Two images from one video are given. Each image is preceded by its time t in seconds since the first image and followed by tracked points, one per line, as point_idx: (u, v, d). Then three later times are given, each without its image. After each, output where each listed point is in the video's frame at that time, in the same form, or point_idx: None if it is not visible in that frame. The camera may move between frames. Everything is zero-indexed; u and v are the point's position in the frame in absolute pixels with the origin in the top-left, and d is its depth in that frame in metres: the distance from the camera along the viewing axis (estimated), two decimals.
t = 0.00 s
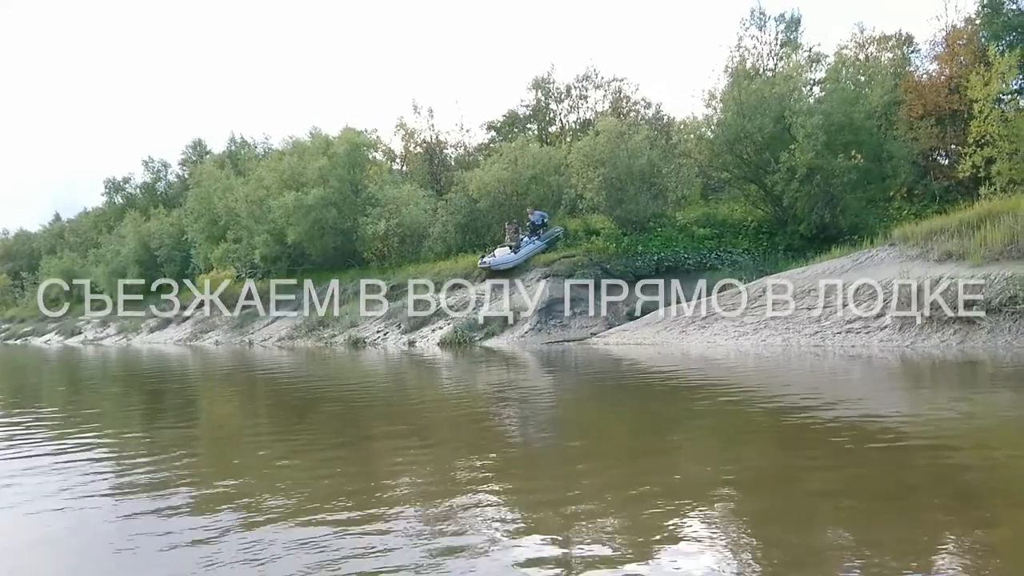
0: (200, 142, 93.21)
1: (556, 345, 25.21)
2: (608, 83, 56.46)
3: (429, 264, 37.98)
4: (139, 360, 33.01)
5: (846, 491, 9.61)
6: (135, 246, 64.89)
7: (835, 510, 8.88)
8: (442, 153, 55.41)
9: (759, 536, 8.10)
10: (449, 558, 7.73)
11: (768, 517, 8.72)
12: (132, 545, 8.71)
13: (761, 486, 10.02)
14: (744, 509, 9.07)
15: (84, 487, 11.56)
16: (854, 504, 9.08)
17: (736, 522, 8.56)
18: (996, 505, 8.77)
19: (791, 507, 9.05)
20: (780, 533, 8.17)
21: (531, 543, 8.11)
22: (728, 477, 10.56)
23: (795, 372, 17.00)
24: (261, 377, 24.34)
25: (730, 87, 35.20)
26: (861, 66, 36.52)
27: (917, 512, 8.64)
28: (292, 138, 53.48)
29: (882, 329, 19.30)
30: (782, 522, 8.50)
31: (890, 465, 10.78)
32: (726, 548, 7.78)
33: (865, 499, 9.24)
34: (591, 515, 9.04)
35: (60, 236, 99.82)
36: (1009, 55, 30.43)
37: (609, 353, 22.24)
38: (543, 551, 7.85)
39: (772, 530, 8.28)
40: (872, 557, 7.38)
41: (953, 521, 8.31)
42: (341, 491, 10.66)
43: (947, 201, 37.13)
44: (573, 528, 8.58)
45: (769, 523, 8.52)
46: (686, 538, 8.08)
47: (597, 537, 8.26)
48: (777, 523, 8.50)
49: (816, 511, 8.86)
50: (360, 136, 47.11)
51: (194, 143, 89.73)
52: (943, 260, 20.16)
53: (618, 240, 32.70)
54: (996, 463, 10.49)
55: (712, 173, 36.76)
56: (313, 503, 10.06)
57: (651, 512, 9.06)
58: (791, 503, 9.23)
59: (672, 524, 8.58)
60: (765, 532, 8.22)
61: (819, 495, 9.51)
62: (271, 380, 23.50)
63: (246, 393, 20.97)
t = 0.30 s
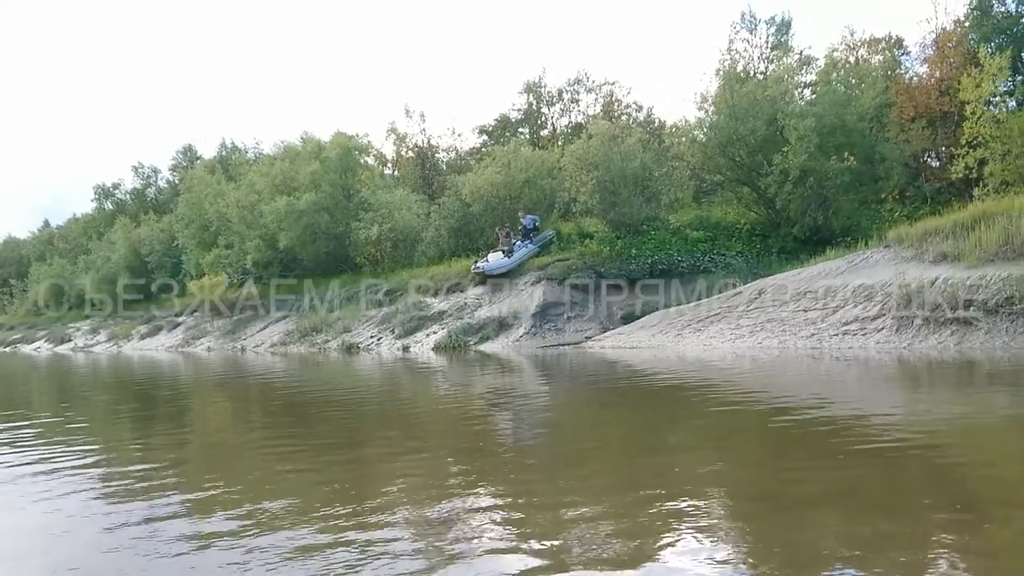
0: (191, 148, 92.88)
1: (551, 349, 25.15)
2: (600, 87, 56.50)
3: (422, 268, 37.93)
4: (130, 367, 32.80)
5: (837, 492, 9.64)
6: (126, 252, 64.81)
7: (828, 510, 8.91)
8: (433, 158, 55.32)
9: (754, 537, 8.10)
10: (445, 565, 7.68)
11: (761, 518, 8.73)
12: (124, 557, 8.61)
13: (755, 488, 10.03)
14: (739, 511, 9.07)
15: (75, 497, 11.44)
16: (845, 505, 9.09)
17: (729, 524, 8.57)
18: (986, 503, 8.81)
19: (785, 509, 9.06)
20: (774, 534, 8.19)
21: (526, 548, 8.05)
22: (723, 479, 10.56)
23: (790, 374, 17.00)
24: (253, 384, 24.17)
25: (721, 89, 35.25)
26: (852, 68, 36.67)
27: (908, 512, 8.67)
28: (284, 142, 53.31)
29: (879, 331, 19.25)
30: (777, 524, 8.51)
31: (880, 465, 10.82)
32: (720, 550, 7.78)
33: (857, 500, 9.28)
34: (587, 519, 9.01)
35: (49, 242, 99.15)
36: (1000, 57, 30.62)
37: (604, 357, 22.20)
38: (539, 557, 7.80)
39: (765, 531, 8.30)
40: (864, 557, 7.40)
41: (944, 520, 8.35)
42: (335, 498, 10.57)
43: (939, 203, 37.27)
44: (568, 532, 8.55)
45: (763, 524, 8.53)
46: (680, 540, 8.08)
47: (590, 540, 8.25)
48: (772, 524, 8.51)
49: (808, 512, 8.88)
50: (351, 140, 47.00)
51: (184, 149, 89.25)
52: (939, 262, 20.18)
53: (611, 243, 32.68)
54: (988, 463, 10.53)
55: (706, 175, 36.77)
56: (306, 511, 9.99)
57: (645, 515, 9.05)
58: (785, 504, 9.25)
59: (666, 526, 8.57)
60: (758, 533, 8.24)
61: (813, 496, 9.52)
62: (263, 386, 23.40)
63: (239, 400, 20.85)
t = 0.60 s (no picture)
0: (181, 154, 92.43)
1: (547, 354, 25.01)
2: (592, 91, 56.52)
3: (416, 274, 37.80)
4: (122, 376, 32.50)
5: (835, 494, 9.57)
6: (117, 260, 64.34)
7: (826, 512, 8.83)
8: (426, 163, 55.22)
9: (753, 540, 8.01)
10: (444, 572, 7.56)
11: (760, 521, 8.64)
12: (116, 566, 8.47)
13: (752, 491, 9.94)
14: (737, 514, 8.98)
15: (66, 507, 11.26)
16: (842, 507, 9.02)
17: (727, 527, 8.48)
18: (984, 504, 8.76)
19: (783, 511, 8.97)
20: (773, 537, 8.10)
21: (527, 555, 7.94)
22: (720, 482, 10.47)
23: (788, 377, 16.93)
24: (247, 391, 23.96)
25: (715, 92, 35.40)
26: (845, 71, 36.74)
27: (906, 514, 8.60)
28: (276, 149, 53.09)
29: (877, 333, 19.19)
30: (775, 527, 8.42)
31: (877, 466, 10.76)
32: (720, 554, 7.68)
33: (855, 502, 9.20)
34: (587, 524, 8.90)
35: (39, 250, 98.51)
36: (993, 59, 30.75)
37: (600, 361, 22.09)
38: (539, 563, 7.69)
39: (764, 534, 8.21)
40: (865, 559, 7.32)
41: (944, 521, 8.28)
42: (331, 505, 10.44)
43: (932, 205, 37.53)
44: (566, 537, 8.44)
45: (761, 527, 8.45)
46: (681, 545, 7.97)
47: (589, 545, 8.14)
48: (770, 527, 8.42)
49: (806, 515, 8.79)
50: (343, 145, 46.80)
51: (175, 155, 88.79)
52: (936, 263, 20.15)
53: (606, 247, 32.61)
54: (987, 463, 10.48)
55: (700, 179, 36.85)
56: (302, 519, 9.84)
57: (645, 519, 8.95)
58: (782, 507, 9.16)
59: (665, 530, 8.47)
60: (756, 536, 8.15)
61: (810, 498, 9.44)
62: (257, 394, 23.18)
63: (231, 408, 20.64)
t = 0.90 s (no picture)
0: (173, 159, 92.01)
1: (543, 357, 24.93)
2: (585, 94, 56.52)
3: (410, 277, 37.70)
4: (114, 382, 32.27)
5: (830, 496, 9.47)
6: (109, 266, 63.95)
7: (821, 515, 8.73)
8: (419, 166, 55.14)
9: (747, 544, 7.91)
10: None
11: (755, 524, 8.54)
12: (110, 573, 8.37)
13: (748, 493, 9.85)
14: (732, 516, 8.89)
15: (56, 515, 11.06)
16: (837, 509, 8.94)
17: (723, 531, 8.37)
18: (982, 504, 8.72)
19: (777, 514, 8.88)
20: (769, 540, 8.00)
21: (524, 561, 7.76)
22: (716, 485, 10.37)
23: (785, 380, 16.87)
24: (241, 396, 23.76)
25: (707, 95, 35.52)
26: (838, 74, 36.81)
27: (903, 516, 8.50)
28: (268, 153, 52.88)
29: (876, 335, 19.16)
30: (771, 530, 8.32)
31: (872, 468, 10.69)
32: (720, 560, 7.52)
33: (850, 504, 9.11)
34: (586, 528, 8.80)
35: (29, 256, 97.91)
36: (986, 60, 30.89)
37: (597, 364, 22.01)
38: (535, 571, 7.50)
39: (760, 538, 8.10)
40: (863, 563, 7.20)
41: (939, 522, 8.20)
42: (326, 511, 10.29)
43: (926, 206, 37.69)
44: (564, 543, 8.29)
45: (757, 530, 8.35)
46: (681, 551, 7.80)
47: (584, 551, 8.00)
48: (766, 530, 8.33)
49: (797, 517, 8.74)
50: (336, 148, 46.63)
51: (167, 160, 88.40)
52: (933, 264, 20.14)
53: (601, 249, 32.57)
54: (985, 464, 10.41)
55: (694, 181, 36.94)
56: (298, 524, 9.74)
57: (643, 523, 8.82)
58: (776, 509, 9.07)
59: (662, 535, 8.35)
60: (751, 540, 8.04)
61: (805, 501, 9.35)
62: (250, 399, 23.02)
63: (225, 414, 20.49)
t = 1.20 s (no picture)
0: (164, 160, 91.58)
1: (539, 358, 24.86)
2: (578, 95, 56.53)
3: (404, 279, 37.60)
4: (105, 385, 32.05)
5: (826, 497, 9.43)
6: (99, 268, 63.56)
7: (816, 515, 8.68)
8: (411, 168, 55.03)
9: (741, 545, 7.87)
10: None
11: (751, 525, 8.50)
12: None
13: (743, 494, 9.81)
14: (727, 517, 8.85)
15: (45, 522, 10.87)
16: (832, 509, 8.89)
17: (717, 532, 8.32)
18: (975, 503, 8.72)
19: (773, 515, 8.83)
20: (764, 541, 7.95)
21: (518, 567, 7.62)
22: (712, 486, 10.32)
23: (780, 380, 16.85)
24: (234, 399, 23.58)
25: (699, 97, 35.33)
26: (830, 75, 36.89)
27: (898, 516, 8.44)
28: (260, 154, 52.63)
29: (873, 335, 19.15)
30: (767, 531, 8.27)
31: (867, 469, 10.65)
32: (713, 564, 7.40)
33: (844, 504, 9.06)
34: (582, 529, 8.75)
35: (19, 259, 97.30)
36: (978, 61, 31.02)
37: (593, 365, 21.96)
38: None
39: (755, 539, 8.05)
40: (856, 564, 7.13)
41: (934, 523, 8.13)
42: (321, 515, 10.16)
43: (919, 206, 37.83)
44: (557, 546, 8.19)
45: (753, 531, 8.29)
46: (677, 555, 7.66)
47: (578, 553, 7.92)
48: (762, 531, 8.27)
49: (793, 517, 8.69)
50: (328, 150, 46.44)
51: (157, 161, 87.92)
52: (929, 264, 20.15)
53: (595, 250, 32.53)
54: (981, 464, 10.35)
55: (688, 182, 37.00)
56: (291, 527, 9.67)
57: (638, 525, 8.75)
58: (771, 510, 9.02)
59: (657, 537, 8.25)
60: (746, 541, 7.98)
61: (800, 501, 9.31)
62: (243, 402, 22.88)
63: (217, 417, 20.35)
